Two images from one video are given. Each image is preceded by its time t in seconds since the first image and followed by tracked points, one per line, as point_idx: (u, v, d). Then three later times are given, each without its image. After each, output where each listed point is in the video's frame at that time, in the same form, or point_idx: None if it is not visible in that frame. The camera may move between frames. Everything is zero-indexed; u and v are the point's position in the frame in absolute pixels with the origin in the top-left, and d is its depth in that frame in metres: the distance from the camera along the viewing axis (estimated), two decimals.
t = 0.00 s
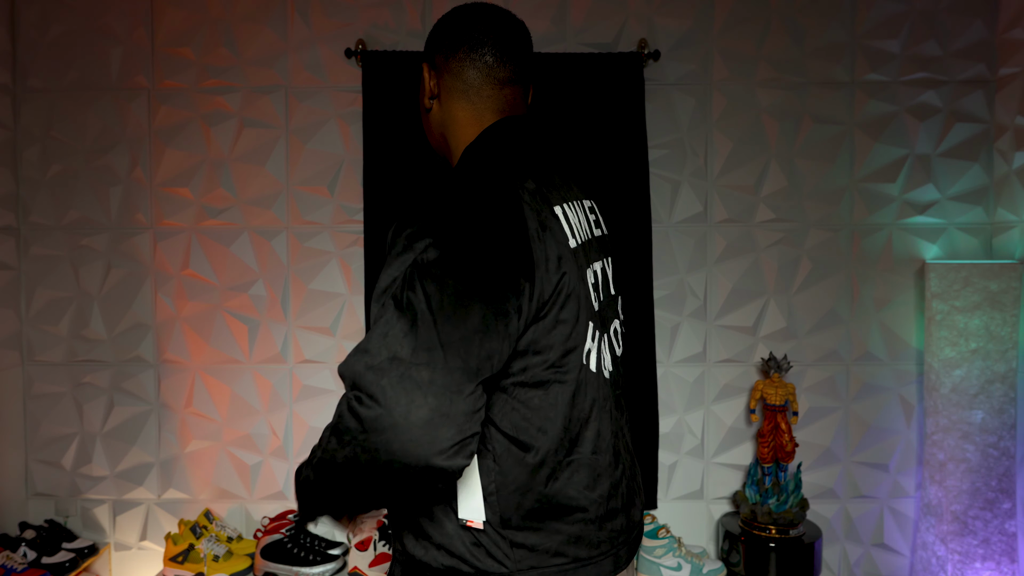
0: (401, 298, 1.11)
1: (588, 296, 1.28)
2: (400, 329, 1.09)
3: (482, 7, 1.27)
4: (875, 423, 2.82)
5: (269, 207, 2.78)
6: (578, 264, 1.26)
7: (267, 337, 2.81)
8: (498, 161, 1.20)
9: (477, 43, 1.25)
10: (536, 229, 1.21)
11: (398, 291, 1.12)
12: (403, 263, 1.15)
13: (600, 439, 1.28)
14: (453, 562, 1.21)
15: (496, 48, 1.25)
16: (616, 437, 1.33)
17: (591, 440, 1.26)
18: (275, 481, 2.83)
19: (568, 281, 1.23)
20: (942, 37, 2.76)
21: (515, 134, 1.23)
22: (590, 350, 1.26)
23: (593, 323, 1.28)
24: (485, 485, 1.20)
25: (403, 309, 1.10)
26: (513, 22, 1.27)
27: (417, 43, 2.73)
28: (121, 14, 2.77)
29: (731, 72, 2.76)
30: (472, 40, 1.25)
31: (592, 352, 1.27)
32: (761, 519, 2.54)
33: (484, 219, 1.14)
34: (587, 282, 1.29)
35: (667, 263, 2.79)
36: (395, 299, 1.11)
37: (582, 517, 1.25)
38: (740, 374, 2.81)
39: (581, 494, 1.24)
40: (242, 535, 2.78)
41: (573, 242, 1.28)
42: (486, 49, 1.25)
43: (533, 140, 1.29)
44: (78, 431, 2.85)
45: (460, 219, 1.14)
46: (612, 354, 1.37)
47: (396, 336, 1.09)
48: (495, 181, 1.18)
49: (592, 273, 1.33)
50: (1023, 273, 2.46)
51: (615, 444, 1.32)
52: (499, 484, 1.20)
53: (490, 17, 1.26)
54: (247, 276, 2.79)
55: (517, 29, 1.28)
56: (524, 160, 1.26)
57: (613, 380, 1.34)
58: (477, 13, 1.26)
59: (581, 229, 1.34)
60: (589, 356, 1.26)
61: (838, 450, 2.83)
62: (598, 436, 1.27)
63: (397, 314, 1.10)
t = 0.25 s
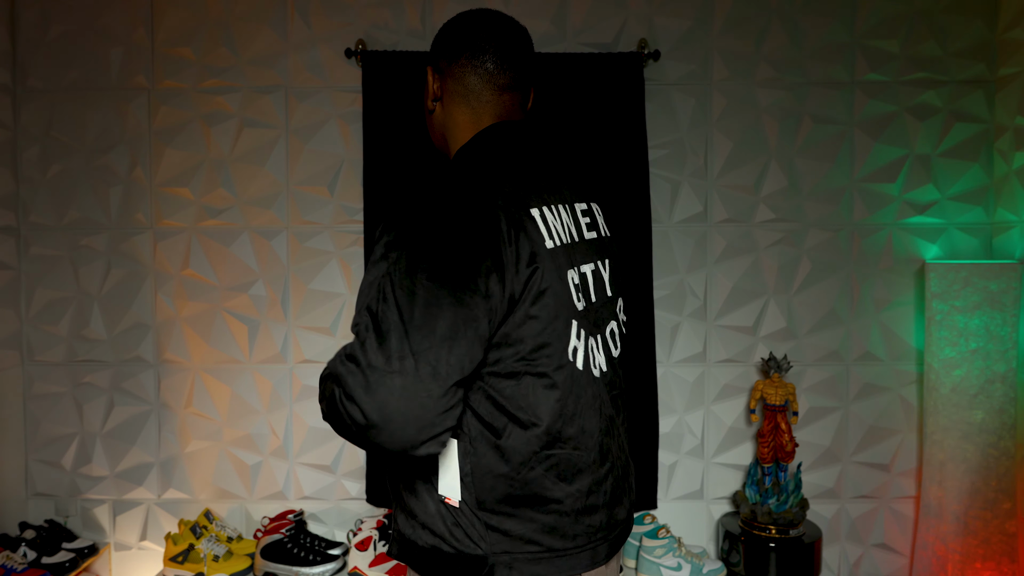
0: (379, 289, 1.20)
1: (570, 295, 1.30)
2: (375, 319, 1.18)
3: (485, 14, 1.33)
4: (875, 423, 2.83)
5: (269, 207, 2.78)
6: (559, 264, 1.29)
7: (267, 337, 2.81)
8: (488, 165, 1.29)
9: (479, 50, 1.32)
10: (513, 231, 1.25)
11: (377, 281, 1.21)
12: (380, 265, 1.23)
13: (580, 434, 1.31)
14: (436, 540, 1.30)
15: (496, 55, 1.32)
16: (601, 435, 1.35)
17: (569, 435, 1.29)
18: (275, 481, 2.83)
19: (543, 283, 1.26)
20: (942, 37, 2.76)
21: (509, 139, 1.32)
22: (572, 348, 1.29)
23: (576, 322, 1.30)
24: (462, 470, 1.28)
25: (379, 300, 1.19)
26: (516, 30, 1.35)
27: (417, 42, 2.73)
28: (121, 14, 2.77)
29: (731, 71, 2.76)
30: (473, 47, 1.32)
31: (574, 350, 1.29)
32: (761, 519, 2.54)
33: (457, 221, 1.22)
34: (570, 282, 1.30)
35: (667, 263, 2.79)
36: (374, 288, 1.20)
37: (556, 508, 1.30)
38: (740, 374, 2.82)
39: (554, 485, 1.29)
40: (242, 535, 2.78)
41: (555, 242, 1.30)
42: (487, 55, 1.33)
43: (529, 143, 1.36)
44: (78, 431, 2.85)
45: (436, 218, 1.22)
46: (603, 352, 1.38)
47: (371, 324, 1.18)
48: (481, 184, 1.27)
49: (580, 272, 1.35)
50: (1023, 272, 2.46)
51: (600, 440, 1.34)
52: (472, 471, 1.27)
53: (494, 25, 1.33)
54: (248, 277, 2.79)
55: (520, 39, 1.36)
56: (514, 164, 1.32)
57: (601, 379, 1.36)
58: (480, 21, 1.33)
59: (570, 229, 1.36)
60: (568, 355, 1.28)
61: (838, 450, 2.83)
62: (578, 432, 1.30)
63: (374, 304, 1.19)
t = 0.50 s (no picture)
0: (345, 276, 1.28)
1: (545, 298, 1.32)
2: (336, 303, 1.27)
3: (490, 25, 1.38)
4: (875, 423, 2.82)
5: (269, 207, 2.78)
6: (531, 266, 1.31)
7: (266, 337, 2.81)
8: (484, 170, 1.35)
9: (484, 60, 1.37)
10: (485, 233, 1.28)
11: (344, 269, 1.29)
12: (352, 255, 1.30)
13: (549, 432, 1.32)
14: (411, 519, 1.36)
15: (500, 65, 1.37)
16: (575, 436, 1.35)
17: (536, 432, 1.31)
18: (275, 481, 2.83)
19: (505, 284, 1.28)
20: (941, 37, 2.76)
21: (511, 145, 1.38)
22: (541, 348, 1.30)
23: (548, 323, 1.32)
24: (430, 456, 1.33)
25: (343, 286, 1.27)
26: (520, 40, 1.40)
27: (417, 42, 2.73)
28: (121, 14, 2.77)
29: (731, 72, 2.76)
30: (480, 57, 1.37)
31: (545, 350, 1.31)
32: (761, 519, 2.54)
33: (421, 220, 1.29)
34: (548, 284, 1.33)
35: (667, 263, 2.79)
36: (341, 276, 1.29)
37: (520, 500, 1.32)
38: (740, 374, 2.82)
39: (517, 479, 1.31)
40: (242, 535, 2.79)
41: (536, 245, 1.33)
42: (491, 64, 1.38)
43: (529, 147, 1.41)
44: (78, 431, 2.85)
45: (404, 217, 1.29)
46: (591, 353, 1.40)
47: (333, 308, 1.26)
48: (472, 188, 1.33)
49: (564, 275, 1.37)
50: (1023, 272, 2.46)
51: (572, 440, 1.34)
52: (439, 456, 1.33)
53: (499, 35, 1.38)
54: (248, 277, 2.79)
55: (526, 49, 1.41)
56: (505, 168, 1.37)
57: (580, 380, 1.36)
58: (486, 31, 1.38)
59: (559, 233, 1.39)
60: (535, 355, 1.30)
61: (838, 450, 2.83)
62: (546, 430, 1.31)
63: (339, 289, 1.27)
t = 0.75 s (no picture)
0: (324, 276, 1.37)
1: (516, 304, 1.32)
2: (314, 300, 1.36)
3: (492, 34, 1.37)
4: (875, 424, 2.83)
5: (269, 207, 2.78)
6: (498, 272, 1.31)
7: (267, 337, 2.81)
8: (479, 181, 1.38)
9: (484, 70, 1.37)
10: (452, 239, 1.31)
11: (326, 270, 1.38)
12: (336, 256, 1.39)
13: (506, 434, 1.33)
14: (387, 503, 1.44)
15: (500, 75, 1.37)
16: (536, 441, 1.34)
17: (492, 432, 1.33)
18: (275, 481, 2.83)
19: (467, 289, 1.30)
20: (941, 37, 2.76)
21: (512, 156, 1.39)
22: (503, 352, 1.31)
23: (513, 328, 1.31)
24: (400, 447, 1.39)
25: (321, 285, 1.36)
26: (522, 48, 1.39)
27: (417, 42, 2.73)
28: (121, 14, 2.77)
29: (731, 72, 2.76)
30: (481, 69, 1.37)
31: (508, 356, 1.31)
32: (761, 519, 2.54)
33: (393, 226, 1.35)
34: (520, 291, 1.32)
35: (667, 263, 2.79)
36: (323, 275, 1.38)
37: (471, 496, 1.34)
38: (741, 374, 2.82)
39: (470, 476, 1.34)
40: (242, 535, 2.79)
41: (510, 253, 1.33)
42: (492, 75, 1.38)
43: (531, 155, 1.41)
44: (78, 431, 2.85)
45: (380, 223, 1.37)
46: (575, 362, 1.37)
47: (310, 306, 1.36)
48: (464, 199, 1.36)
49: (545, 283, 1.35)
50: (1023, 272, 2.46)
51: (532, 444, 1.34)
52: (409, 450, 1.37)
53: (501, 45, 1.37)
54: (247, 277, 2.79)
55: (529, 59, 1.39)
56: (501, 176, 1.38)
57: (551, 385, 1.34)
58: (488, 42, 1.37)
59: (544, 239, 1.37)
60: (494, 358, 1.30)
61: (838, 450, 2.83)
62: (502, 430, 1.32)
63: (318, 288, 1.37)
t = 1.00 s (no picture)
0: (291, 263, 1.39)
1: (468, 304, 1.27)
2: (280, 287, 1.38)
3: (485, 33, 1.34)
4: (875, 423, 2.82)
5: (269, 207, 2.78)
6: (449, 269, 1.27)
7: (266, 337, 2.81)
8: (464, 178, 1.35)
9: (474, 70, 1.34)
10: (412, 233, 1.29)
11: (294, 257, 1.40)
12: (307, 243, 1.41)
13: (454, 430, 1.29)
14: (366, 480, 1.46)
15: (489, 74, 1.34)
16: (486, 440, 1.28)
17: (439, 426, 1.29)
18: (275, 481, 2.83)
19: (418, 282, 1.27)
20: (941, 38, 2.76)
21: (504, 155, 1.36)
22: (452, 348, 1.27)
23: (463, 326, 1.27)
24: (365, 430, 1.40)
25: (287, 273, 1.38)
26: (513, 46, 1.36)
27: (417, 43, 2.73)
28: (121, 14, 2.77)
29: (731, 72, 2.76)
30: (471, 68, 1.34)
31: (457, 353, 1.27)
32: (761, 519, 2.54)
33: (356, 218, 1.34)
34: (474, 290, 1.27)
35: (666, 263, 2.79)
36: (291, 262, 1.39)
37: (415, 487, 1.32)
38: (741, 374, 2.82)
39: (416, 467, 1.31)
40: (242, 535, 2.79)
41: (467, 252, 1.28)
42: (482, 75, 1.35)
43: (523, 153, 1.38)
44: (78, 431, 2.85)
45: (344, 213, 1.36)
46: (539, 365, 1.30)
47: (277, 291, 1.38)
48: (442, 195, 1.33)
49: (507, 283, 1.29)
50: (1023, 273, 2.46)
51: (481, 442, 1.29)
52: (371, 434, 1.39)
53: (492, 44, 1.34)
54: (247, 276, 2.79)
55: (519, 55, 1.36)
56: (490, 175, 1.35)
57: (506, 385, 1.28)
58: (477, 41, 1.34)
59: (510, 239, 1.31)
60: (441, 354, 1.27)
61: (838, 450, 2.83)
62: (449, 424, 1.29)
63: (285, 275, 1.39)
